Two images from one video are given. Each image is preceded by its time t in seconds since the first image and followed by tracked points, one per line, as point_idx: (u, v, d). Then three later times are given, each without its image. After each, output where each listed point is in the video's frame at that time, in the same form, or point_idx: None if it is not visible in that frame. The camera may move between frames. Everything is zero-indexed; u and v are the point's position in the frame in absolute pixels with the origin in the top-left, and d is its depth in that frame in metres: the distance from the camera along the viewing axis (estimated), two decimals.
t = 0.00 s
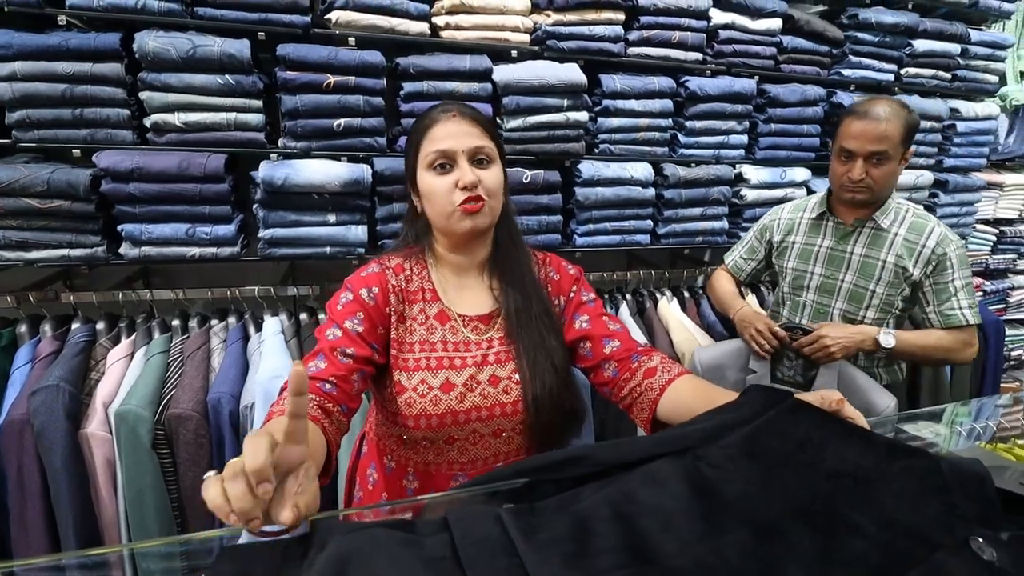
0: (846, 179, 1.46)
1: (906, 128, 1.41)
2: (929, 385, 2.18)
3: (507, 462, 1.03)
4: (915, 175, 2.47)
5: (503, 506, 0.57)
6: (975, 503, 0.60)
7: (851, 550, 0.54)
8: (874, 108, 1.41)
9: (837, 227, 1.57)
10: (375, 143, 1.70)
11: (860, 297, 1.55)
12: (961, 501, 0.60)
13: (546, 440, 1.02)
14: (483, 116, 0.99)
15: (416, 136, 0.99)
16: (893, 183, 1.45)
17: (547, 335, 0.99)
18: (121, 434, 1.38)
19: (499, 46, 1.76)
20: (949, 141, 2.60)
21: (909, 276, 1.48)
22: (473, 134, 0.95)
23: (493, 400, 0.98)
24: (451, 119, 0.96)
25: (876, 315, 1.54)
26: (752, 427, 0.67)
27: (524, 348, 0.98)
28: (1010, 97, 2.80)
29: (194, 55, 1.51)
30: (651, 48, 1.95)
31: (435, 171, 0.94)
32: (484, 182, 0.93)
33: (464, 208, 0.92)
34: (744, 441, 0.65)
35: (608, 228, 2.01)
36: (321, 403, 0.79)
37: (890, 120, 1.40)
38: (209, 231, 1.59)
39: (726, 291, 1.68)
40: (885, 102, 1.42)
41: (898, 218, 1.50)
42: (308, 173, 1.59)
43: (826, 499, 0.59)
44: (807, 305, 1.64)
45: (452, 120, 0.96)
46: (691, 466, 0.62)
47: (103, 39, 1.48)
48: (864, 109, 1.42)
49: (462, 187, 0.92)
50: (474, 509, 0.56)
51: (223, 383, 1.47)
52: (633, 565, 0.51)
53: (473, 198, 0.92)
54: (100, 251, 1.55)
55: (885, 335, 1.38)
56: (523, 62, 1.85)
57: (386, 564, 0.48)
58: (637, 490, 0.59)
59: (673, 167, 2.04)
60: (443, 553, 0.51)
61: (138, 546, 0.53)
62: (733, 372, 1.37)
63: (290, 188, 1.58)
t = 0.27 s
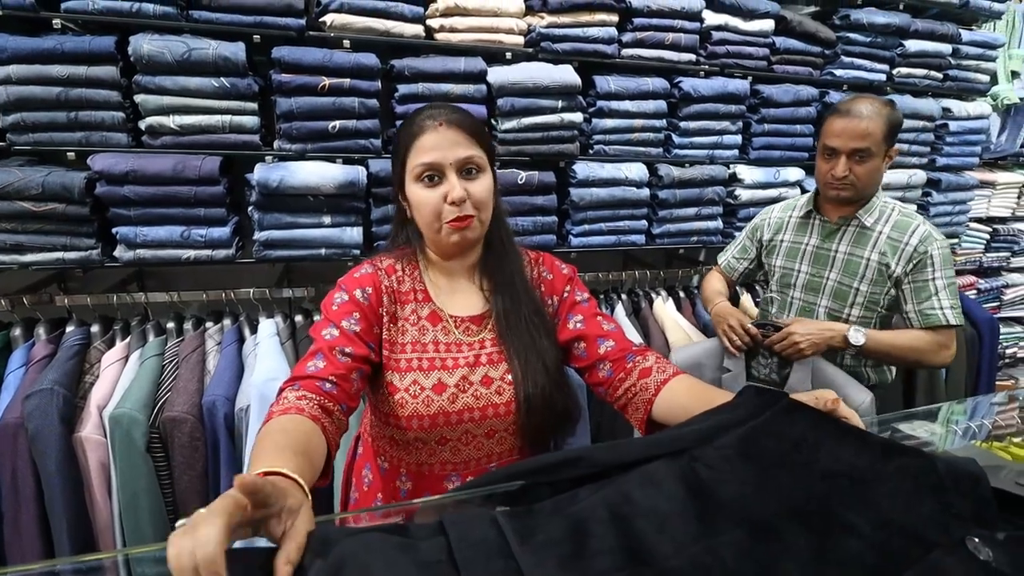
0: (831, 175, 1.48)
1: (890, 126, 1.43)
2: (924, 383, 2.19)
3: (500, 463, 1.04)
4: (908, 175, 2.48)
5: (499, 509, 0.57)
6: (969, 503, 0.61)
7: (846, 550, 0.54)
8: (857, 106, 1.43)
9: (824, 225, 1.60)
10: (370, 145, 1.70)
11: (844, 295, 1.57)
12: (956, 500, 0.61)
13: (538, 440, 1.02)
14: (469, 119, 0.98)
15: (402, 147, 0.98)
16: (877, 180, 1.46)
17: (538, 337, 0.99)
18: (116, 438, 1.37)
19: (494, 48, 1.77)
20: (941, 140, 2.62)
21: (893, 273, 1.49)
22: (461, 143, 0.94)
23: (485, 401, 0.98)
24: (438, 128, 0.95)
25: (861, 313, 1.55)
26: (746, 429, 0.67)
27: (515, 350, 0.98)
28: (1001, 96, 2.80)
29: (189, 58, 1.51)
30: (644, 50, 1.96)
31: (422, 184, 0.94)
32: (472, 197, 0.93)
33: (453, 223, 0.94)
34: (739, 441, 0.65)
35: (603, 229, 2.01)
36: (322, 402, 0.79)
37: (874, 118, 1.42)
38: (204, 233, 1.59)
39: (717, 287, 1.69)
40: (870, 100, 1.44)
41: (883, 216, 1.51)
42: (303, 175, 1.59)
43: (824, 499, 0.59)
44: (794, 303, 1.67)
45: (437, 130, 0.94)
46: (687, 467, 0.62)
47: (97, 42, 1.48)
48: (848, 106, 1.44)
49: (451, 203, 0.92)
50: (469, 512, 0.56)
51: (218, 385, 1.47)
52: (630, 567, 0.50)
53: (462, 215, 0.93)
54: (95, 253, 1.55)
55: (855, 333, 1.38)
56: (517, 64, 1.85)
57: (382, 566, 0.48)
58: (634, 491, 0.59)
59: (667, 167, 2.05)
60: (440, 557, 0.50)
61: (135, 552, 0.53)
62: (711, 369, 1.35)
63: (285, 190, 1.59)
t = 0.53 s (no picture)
0: (817, 174, 1.49)
1: (876, 125, 1.44)
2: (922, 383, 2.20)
3: (493, 467, 1.04)
4: (906, 176, 2.48)
5: (499, 511, 0.57)
6: (972, 504, 0.60)
7: (849, 551, 0.54)
8: (844, 104, 1.44)
9: (811, 226, 1.60)
10: (368, 147, 1.70)
11: (833, 296, 1.57)
12: (959, 501, 0.60)
13: (533, 444, 1.02)
14: (460, 117, 0.98)
15: (394, 145, 0.98)
16: (863, 179, 1.47)
17: (533, 340, 0.99)
18: (112, 440, 1.37)
19: (492, 49, 1.77)
20: (939, 142, 2.62)
21: (879, 272, 1.49)
22: (452, 140, 0.94)
23: (479, 406, 0.98)
24: (427, 126, 0.94)
25: (851, 314, 1.55)
26: (747, 431, 0.66)
27: (509, 354, 0.98)
28: (999, 97, 2.84)
29: (186, 59, 1.51)
30: (642, 51, 1.95)
31: (415, 183, 0.93)
32: (466, 193, 0.93)
33: (446, 220, 0.93)
34: (739, 444, 0.65)
35: (601, 230, 2.01)
36: (318, 404, 0.78)
37: (860, 116, 1.43)
38: (200, 235, 1.59)
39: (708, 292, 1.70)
40: (856, 99, 1.45)
41: (870, 216, 1.52)
42: (300, 177, 1.59)
43: (826, 500, 0.59)
44: (784, 305, 1.67)
45: (427, 128, 0.94)
46: (688, 469, 0.61)
47: (94, 44, 1.48)
48: (835, 105, 1.45)
49: (442, 200, 0.92)
50: (468, 514, 0.55)
51: (215, 388, 1.46)
52: (632, 569, 0.50)
53: (454, 210, 0.92)
54: (91, 255, 1.54)
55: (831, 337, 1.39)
56: (515, 65, 1.85)
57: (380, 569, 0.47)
58: (635, 493, 0.58)
59: (665, 168, 2.05)
60: (440, 559, 0.50)
61: (132, 555, 0.53)
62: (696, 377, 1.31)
63: (282, 191, 1.58)
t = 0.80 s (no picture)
0: (802, 172, 1.51)
1: (862, 126, 1.46)
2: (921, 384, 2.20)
3: (491, 468, 1.03)
4: (906, 177, 2.48)
5: (500, 513, 0.56)
6: (975, 506, 0.60)
7: (853, 553, 0.53)
8: (831, 104, 1.47)
9: (801, 227, 1.61)
10: (367, 147, 1.70)
11: (823, 296, 1.56)
12: (960, 502, 0.60)
13: (531, 444, 1.02)
14: (456, 115, 0.98)
15: (392, 143, 0.98)
16: (847, 179, 1.48)
17: (531, 341, 0.99)
18: (111, 441, 1.36)
19: (491, 50, 1.76)
20: (938, 143, 2.62)
21: (867, 271, 1.49)
22: (447, 138, 0.94)
23: (478, 406, 0.98)
24: (423, 125, 0.95)
25: (841, 313, 1.55)
26: (751, 432, 0.66)
27: (507, 355, 0.98)
28: (998, 99, 2.84)
29: (185, 59, 1.51)
30: (642, 52, 1.95)
31: (411, 181, 0.93)
32: (461, 189, 0.92)
33: (442, 215, 0.92)
34: (743, 446, 0.64)
35: (600, 231, 2.01)
36: (324, 398, 0.78)
37: (846, 117, 1.45)
38: (200, 236, 1.58)
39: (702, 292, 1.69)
40: (844, 100, 1.48)
41: (859, 215, 1.52)
42: (300, 177, 1.59)
43: (831, 502, 0.58)
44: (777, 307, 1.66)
45: (423, 127, 0.94)
46: (691, 470, 0.61)
47: (93, 45, 1.47)
48: (823, 104, 1.48)
49: (437, 195, 0.91)
50: (471, 515, 0.55)
51: (215, 389, 1.46)
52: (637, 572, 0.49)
53: (449, 205, 0.92)
54: (90, 256, 1.54)
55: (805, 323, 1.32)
56: (515, 66, 1.85)
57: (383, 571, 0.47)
58: (638, 494, 0.57)
59: (665, 169, 2.05)
60: (443, 561, 0.49)
61: (133, 556, 0.53)
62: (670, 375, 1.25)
63: (281, 192, 1.58)
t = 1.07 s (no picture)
0: (793, 171, 1.51)
1: (854, 127, 1.46)
2: (923, 385, 2.20)
3: (496, 466, 1.03)
4: (907, 179, 2.48)
5: (503, 514, 0.56)
6: (981, 507, 0.60)
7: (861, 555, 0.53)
8: (825, 104, 1.48)
9: (795, 228, 1.60)
10: (368, 148, 1.70)
11: (817, 298, 1.56)
12: (967, 504, 0.60)
13: (533, 443, 1.02)
14: (467, 115, 0.99)
15: (405, 139, 0.99)
16: (838, 180, 1.48)
17: (535, 343, 0.99)
18: (113, 442, 1.37)
19: (492, 51, 1.76)
20: (940, 144, 2.61)
21: (859, 272, 1.49)
22: (458, 134, 0.95)
23: (482, 405, 0.98)
24: (441, 120, 0.97)
25: (834, 315, 1.54)
26: (756, 434, 0.66)
27: (510, 354, 0.98)
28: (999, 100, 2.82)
29: (186, 60, 1.51)
30: (643, 53, 1.95)
31: (419, 172, 0.94)
32: (467, 183, 0.92)
33: (448, 208, 0.92)
34: (747, 449, 0.64)
35: (601, 233, 2.01)
36: (324, 398, 0.78)
37: (839, 117, 1.46)
38: (201, 237, 1.58)
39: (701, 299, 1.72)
40: (838, 100, 1.48)
41: (852, 216, 1.52)
42: (301, 178, 1.59)
43: (837, 502, 0.57)
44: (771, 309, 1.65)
45: (441, 121, 0.96)
46: (695, 472, 0.61)
47: (95, 45, 1.47)
48: (817, 104, 1.49)
49: (444, 186, 0.92)
50: (474, 517, 0.54)
51: (216, 389, 1.47)
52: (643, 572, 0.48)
53: (455, 198, 0.92)
54: (91, 257, 1.54)
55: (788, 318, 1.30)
56: (516, 67, 1.85)
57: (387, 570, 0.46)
58: (643, 496, 0.57)
59: (666, 171, 2.05)
60: (447, 562, 0.48)
61: (134, 557, 0.53)
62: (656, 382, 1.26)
63: (282, 193, 1.58)
